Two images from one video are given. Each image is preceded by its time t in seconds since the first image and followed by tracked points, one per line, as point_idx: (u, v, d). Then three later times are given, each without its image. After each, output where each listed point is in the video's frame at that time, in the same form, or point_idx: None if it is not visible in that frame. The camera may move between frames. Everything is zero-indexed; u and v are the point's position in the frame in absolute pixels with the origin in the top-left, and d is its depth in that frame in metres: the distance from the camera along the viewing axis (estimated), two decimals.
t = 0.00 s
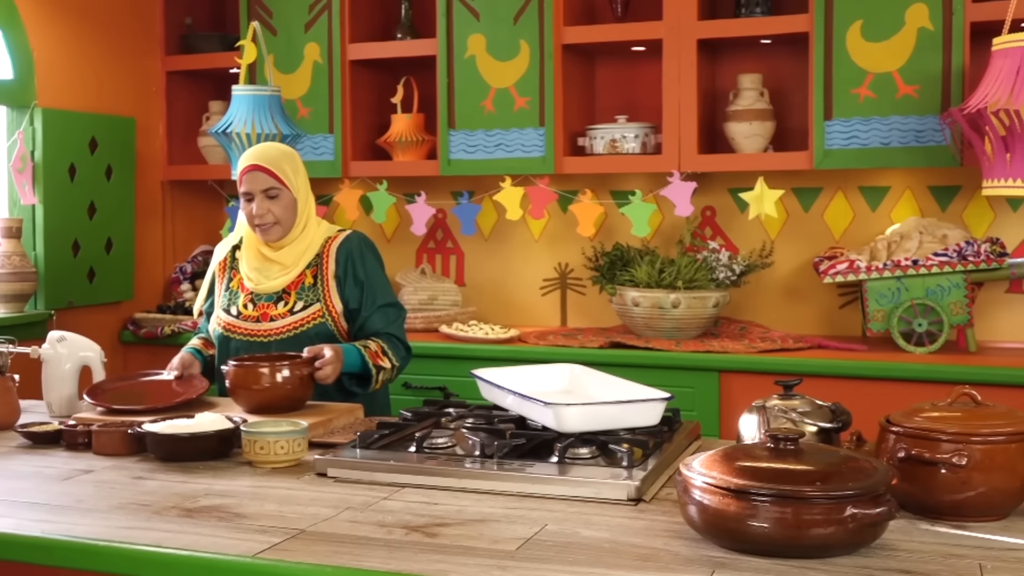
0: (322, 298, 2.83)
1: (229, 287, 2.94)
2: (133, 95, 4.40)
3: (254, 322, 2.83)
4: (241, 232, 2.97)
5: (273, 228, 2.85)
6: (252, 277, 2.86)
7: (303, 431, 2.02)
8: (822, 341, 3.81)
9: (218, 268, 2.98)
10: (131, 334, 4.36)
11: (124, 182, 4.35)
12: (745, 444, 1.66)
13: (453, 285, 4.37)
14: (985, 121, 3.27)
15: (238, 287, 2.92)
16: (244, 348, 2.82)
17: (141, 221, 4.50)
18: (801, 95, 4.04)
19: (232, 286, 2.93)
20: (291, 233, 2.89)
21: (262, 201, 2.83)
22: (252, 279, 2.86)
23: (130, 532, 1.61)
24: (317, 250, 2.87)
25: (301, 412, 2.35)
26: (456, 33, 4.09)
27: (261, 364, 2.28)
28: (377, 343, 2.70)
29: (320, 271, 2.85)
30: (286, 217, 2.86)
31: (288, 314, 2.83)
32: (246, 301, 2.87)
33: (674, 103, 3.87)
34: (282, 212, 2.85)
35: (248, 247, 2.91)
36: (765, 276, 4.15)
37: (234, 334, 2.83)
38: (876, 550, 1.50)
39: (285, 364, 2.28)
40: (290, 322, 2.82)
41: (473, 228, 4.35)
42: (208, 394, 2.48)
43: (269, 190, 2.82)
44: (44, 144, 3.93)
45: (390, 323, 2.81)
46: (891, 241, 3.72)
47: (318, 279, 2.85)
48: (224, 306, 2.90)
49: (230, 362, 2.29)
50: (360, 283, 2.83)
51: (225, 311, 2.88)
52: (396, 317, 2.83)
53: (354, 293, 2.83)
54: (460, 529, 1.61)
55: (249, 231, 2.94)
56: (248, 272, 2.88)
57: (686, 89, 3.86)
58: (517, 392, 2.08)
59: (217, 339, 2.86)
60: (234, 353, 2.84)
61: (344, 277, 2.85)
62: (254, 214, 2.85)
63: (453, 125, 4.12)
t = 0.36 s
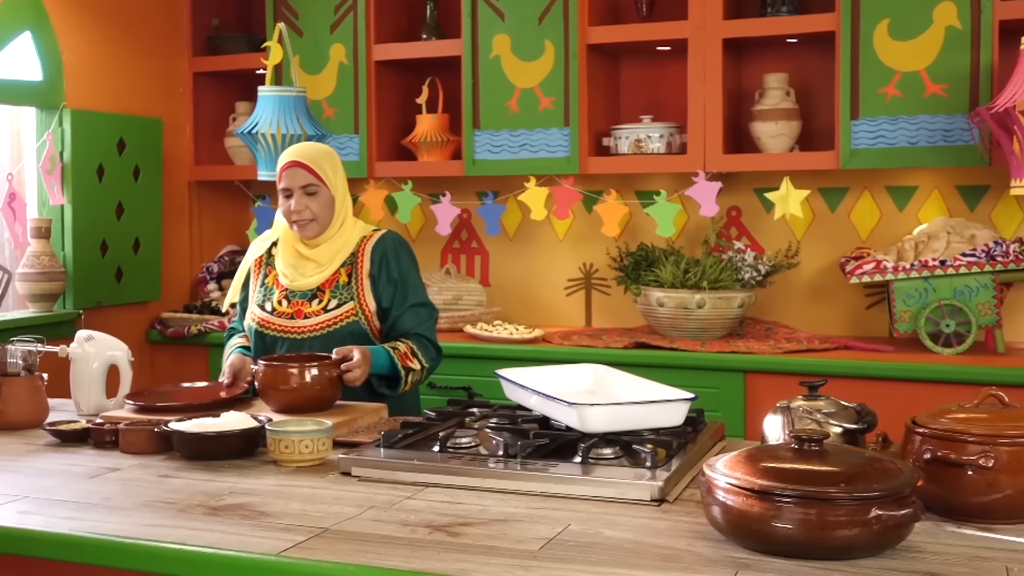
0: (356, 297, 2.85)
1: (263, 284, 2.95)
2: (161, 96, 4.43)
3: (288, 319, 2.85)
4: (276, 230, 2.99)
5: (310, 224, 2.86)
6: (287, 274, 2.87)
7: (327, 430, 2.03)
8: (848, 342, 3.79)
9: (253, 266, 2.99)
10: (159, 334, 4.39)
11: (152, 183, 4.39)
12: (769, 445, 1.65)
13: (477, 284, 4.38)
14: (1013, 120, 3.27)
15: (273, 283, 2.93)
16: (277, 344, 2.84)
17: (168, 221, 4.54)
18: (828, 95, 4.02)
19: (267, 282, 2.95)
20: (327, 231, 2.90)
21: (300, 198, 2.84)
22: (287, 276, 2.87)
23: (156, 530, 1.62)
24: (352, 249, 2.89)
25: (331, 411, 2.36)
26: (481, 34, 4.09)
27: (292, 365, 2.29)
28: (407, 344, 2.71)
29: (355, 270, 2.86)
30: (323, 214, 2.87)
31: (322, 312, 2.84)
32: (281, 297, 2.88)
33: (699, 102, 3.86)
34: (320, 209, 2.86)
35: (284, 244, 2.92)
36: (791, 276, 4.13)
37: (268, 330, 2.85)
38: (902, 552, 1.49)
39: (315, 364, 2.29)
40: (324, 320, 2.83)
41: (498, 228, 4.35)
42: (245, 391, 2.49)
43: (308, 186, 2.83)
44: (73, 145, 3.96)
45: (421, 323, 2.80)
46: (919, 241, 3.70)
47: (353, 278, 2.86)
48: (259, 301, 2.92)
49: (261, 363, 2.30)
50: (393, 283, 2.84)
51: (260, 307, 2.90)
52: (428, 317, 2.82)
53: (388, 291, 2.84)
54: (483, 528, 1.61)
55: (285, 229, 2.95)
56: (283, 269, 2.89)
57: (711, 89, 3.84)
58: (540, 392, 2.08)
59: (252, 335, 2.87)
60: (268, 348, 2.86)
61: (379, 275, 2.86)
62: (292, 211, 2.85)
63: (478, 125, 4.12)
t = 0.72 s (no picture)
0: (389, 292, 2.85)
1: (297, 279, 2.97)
2: (185, 98, 4.46)
3: (322, 313, 2.86)
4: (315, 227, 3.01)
5: (353, 214, 2.90)
6: (324, 268, 2.88)
7: (348, 430, 2.03)
8: (871, 343, 3.77)
9: (291, 262, 3.01)
10: (182, 333, 4.42)
11: (176, 183, 4.42)
12: (791, 446, 1.64)
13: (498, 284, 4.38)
14: None
15: (310, 278, 2.94)
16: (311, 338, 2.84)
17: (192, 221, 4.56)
18: (851, 95, 4.00)
19: (302, 277, 2.96)
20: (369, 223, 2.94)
21: (346, 187, 2.88)
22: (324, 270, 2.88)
23: (179, 528, 1.63)
24: (387, 246, 2.91)
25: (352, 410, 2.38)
26: (503, 34, 4.09)
27: (314, 364, 2.30)
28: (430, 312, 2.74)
29: (390, 267, 2.88)
30: (367, 205, 2.92)
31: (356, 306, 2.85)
32: (317, 291, 2.89)
33: (721, 102, 3.85)
34: (364, 200, 2.91)
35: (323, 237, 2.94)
36: (814, 277, 4.11)
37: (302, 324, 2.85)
38: (924, 554, 1.48)
39: (337, 364, 2.30)
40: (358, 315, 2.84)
41: (520, 228, 4.35)
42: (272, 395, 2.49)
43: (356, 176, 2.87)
44: (97, 146, 3.99)
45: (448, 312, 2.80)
46: (943, 242, 3.68)
47: (388, 274, 2.88)
48: (294, 295, 2.93)
49: (284, 362, 2.31)
50: (426, 275, 2.86)
51: (294, 300, 2.91)
52: (455, 308, 2.81)
53: (420, 283, 2.85)
54: (504, 528, 1.62)
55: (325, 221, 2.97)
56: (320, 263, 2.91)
57: (734, 90, 3.83)
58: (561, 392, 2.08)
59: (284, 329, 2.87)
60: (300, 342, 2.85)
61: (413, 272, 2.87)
62: (337, 198, 2.89)
63: (500, 126, 4.12)
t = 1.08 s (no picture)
0: (414, 291, 2.86)
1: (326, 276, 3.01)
2: (202, 99, 4.48)
3: (347, 310, 2.89)
4: (345, 228, 3.04)
5: (384, 220, 2.91)
6: (351, 267, 2.92)
7: (364, 430, 2.04)
8: (888, 344, 3.75)
9: (323, 260, 3.06)
10: (199, 333, 4.44)
11: (193, 184, 4.43)
12: (806, 447, 1.64)
13: (514, 284, 4.38)
14: None
15: (338, 277, 2.97)
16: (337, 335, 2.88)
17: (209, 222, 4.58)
18: (869, 95, 3.98)
19: (331, 276, 3.00)
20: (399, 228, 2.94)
21: (375, 193, 2.90)
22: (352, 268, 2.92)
23: (195, 527, 1.64)
24: (415, 246, 2.91)
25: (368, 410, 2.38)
26: (518, 34, 4.09)
27: (330, 364, 2.30)
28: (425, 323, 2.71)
29: (415, 266, 2.88)
30: (397, 211, 2.93)
31: (380, 303, 2.87)
32: (343, 289, 2.92)
33: (737, 102, 3.84)
34: (394, 206, 2.92)
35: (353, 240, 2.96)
36: (831, 277, 4.09)
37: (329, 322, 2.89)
38: (941, 556, 1.48)
39: (354, 364, 2.30)
40: (381, 311, 2.86)
41: (535, 228, 4.35)
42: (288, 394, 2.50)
43: (384, 182, 2.89)
44: (115, 147, 4.01)
45: (456, 309, 2.78)
46: (961, 242, 3.67)
47: (413, 273, 2.87)
48: (322, 293, 2.97)
49: (300, 362, 2.31)
50: (441, 273, 2.86)
51: (323, 299, 2.95)
52: (465, 307, 2.79)
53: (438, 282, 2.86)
54: (518, 529, 1.62)
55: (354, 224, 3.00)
56: (348, 261, 2.94)
57: (750, 89, 3.82)
58: (577, 392, 2.07)
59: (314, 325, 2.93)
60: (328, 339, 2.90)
61: (436, 272, 2.87)
62: (368, 206, 2.91)
63: (515, 126, 4.12)
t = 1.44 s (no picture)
0: (420, 294, 2.87)
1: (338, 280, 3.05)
2: (210, 99, 4.49)
3: (355, 312, 2.92)
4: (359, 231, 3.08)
5: (371, 228, 2.91)
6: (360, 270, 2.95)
7: (370, 430, 2.04)
8: (895, 344, 3.74)
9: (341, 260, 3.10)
10: (206, 334, 4.45)
11: (201, 185, 4.44)
12: (813, 448, 1.64)
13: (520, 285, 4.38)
14: None
15: (350, 280, 3.02)
16: (343, 337, 2.92)
17: (216, 223, 4.59)
18: (877, 95, 3.98)
19: (345, 279, 3.04)
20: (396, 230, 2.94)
21: (359, 203, 2.90)
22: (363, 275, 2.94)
23: (202, 527, 1.64)
24: (425, 249, 2.92)
25: (375, 410, 2.39)
26: (525, 35, 4.09)
27: (338, 365, 2.31)
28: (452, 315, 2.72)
29: (424, 269, 2.88)
30: (384, 218, 2.91)
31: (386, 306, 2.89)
32: (353, 292, 2.96)
33: (744, 102, 3.83)
34: (379, 212, 2.90)
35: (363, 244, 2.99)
36: (838, 278, 4.08)
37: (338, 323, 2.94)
38: (949, 557, 1.47)
39: (361, 365, 2.30)
40: (387, 314, 2.88)
41: (542, 229, 4.35)
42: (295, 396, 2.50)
43: (366, 192, 2.88)
44: (123, 148, 4.02)
45: (479, 315, 2.77)
46: (969, 242, 3.66)
47: (421, 275, 2.88)
48: (335, 296, 3.02)
49: (307, 362, 2.32)
50: (461, 278, 2.84)
51: (334, 302, 2.99)
52: (488, 314, 2.77)
53: (451, 285, 2.84)
54: (525, 529, 1.62)
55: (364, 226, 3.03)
56: (360, 265, 2.97)
57: (757, 90, 3.82)
58: (584, 393, 2.07)
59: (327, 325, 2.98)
60: (334, 340, 2.94)
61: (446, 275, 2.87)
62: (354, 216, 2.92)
63: (522, 127, 4.12)
